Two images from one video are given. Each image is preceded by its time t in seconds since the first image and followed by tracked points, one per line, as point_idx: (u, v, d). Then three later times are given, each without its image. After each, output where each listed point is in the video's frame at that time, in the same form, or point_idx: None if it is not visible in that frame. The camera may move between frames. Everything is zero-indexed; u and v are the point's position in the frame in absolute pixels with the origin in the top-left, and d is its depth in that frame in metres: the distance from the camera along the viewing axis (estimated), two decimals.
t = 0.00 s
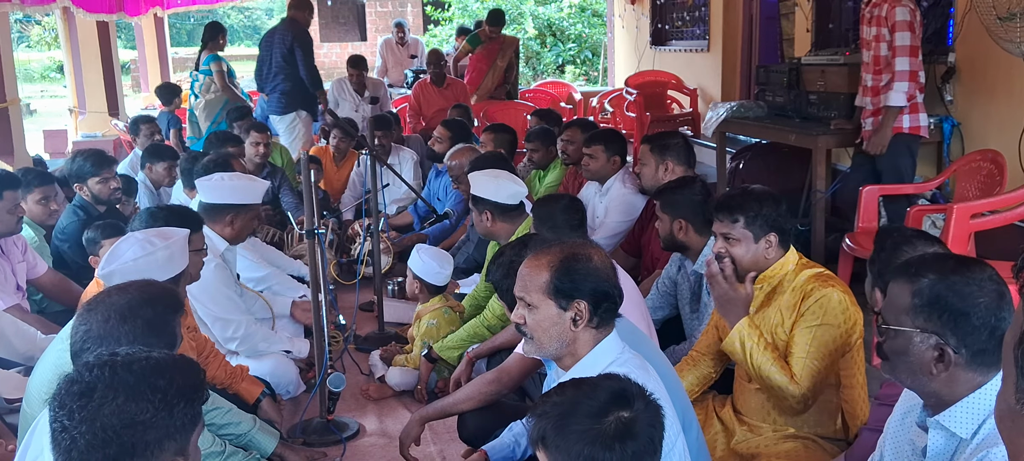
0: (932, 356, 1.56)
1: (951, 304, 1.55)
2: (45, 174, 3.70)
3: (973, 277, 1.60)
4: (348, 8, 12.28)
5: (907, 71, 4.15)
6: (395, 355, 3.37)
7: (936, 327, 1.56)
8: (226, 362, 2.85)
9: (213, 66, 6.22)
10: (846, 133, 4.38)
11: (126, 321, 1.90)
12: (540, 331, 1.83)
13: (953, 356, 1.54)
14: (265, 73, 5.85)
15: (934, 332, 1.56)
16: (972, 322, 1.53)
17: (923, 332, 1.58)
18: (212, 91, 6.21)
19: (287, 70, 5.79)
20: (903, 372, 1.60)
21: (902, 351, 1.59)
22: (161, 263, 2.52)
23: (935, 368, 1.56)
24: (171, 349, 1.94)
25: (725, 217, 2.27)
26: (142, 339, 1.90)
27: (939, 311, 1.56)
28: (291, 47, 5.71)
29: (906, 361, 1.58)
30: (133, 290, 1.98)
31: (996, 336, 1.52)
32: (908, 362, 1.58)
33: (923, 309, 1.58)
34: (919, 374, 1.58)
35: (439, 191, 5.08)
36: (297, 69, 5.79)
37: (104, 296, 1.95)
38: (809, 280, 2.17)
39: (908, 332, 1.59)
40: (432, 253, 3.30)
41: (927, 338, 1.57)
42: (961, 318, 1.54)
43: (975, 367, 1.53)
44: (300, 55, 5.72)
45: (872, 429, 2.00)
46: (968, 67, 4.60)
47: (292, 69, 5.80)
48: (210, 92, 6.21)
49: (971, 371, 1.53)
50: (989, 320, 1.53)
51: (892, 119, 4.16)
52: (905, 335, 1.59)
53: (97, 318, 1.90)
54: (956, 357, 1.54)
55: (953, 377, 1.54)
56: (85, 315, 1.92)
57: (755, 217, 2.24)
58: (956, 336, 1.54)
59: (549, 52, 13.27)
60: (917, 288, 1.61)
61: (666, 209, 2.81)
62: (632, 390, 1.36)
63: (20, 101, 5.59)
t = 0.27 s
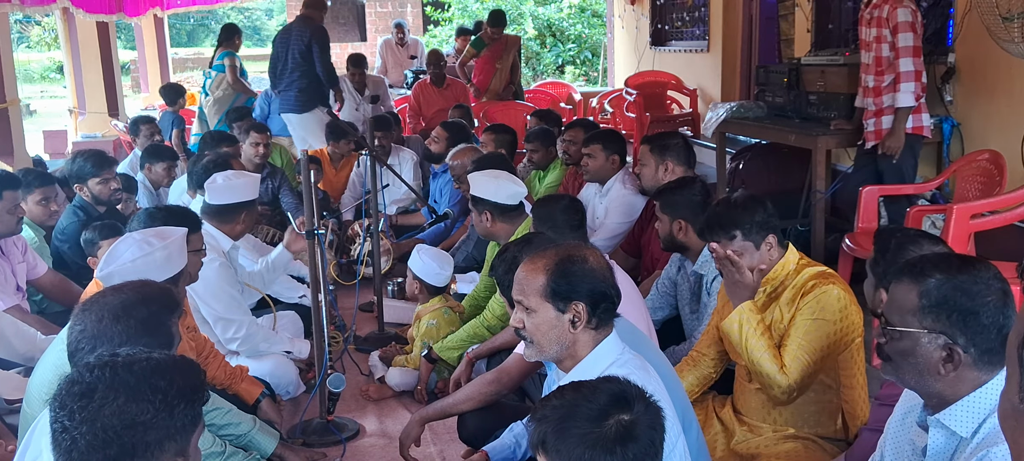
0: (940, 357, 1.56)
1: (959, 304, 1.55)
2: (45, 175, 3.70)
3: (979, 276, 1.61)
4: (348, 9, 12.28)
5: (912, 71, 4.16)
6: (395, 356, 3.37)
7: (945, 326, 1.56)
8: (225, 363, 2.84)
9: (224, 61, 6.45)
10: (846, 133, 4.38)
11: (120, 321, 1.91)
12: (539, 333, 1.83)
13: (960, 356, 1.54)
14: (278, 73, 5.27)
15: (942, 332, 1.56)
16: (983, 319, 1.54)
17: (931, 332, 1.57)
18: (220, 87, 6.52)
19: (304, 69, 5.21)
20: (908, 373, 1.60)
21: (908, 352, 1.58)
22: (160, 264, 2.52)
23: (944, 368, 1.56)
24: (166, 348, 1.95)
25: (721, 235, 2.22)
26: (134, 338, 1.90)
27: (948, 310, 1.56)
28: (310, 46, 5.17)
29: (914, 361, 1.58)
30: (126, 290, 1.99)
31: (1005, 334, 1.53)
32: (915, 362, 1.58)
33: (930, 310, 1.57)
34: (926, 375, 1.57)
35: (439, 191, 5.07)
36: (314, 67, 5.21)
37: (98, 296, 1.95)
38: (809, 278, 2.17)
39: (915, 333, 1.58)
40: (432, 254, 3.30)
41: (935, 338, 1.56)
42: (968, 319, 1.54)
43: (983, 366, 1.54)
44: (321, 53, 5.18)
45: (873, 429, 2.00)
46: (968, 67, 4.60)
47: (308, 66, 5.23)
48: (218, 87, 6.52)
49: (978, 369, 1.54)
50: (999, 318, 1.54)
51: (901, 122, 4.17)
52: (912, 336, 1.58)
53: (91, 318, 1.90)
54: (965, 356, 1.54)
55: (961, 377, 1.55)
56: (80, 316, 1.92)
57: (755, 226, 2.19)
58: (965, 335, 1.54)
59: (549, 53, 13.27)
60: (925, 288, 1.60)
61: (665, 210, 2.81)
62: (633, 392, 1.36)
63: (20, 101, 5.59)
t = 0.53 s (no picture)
0: (960, 354, 1.55)
1: (983, 297, 1.56)
2: (46, 175, 3.70)
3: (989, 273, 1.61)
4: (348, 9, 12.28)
5: (911, 71, 4.16)
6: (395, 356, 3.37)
7: (967, 322, 1.55)
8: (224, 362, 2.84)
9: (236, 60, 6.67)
10: (846, 134, 4.38)
11: (121, 322, 1.91)
12: (540, 330, 1.83)
13: (980, 354, 1.55)
14: (296, 70, 5.80)
15: (964, 328, 1.55)
16: (1003, 315, 1.55)
17: (952, 328, 1.56)
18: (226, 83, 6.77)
19: (321, 67, 5.76)
20: (923, 374, 1.58)
21: (928, 351, 1.57)
22: (159, 263, 2.52)
23: (963, 366, 1.55)
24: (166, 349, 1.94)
25: (722, 246, 2.18)
26: (135, 339, 1.90)
27: (970, 306, 1.55)
28: (328, 47, 5.72)
29: (933, 360, 1.56)
30: (127, 291, 1.98)
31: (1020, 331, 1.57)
32: (935, 360, 1.56)
33: (953, 306, 1.56)
34: (943, 373, 1.56)
35: (438, 191, 5.05)
36: (330, 68, 5.78)
37: (98, 297, 1.95)
38: (808, 276, 2.17)
39: (937, 330, 1.56)
40: (432, 254, 3.30)
41: (955, 335, 1.55)
42: (989, 314, 1.55)
43: (998, 363, 1.55)
44: (336, 55, 5.74)
45: (873, 430, 2.02)
46: (968, 68, 4.60)
47: (326, 67, 5.78)
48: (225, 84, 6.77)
49: (992, 367, 1.55)
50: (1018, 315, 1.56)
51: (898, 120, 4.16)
52: (933, 334, 1.56)
53: (92, 320, 1.90)
54: (983, 351, 1.54)
55: (978, 375, 1.55)
56: (80, 318, 1.92)
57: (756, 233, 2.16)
58: (986, 331, 1.55)
59: (549, 53, 13.27)
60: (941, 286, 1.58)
61: (665, 210, 2.81)
62: (633, 402, 1.36)
63: (19, 101, 5.59)
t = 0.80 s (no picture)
0: (973, 358, 1.55)
1: (998, 300, 1.57)
2: (46, 175, 3.70)
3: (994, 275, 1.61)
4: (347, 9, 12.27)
5: (910, 71, 4.16)
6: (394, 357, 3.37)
7: (981, 326, 1.55)
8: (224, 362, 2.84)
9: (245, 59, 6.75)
10: (846, 134, 4.39)
11: (126, 325, 1.90)
12: (541, 330, 1.83)
13: (993, 357, 1.55)
14: (308, 67, 5.78)
15: (978, 332, 1.55)
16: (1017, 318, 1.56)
17: (967, 332, 1.55)
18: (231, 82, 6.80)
19: (334, 68, 5.76)
20: (934, 378, 1.57)
21: (942, 356, 1.56)
22: (159, 264, 2.52)
23: (976, 369, 1.55)
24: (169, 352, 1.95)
25: (720, 250, 2.17)
26: (139, 341, 1.91)
27: (982, 311, 1.56)
28: (344, 49, 5.74)
29: (947, 363, 1.56)
30: (132, 293, 1.98)
31: None
32: (949, 364, 1.56)
33: (969, 310, 1.56)
34: (955, 376, 1.56)
35: (439, 192, 5.06)
36: (343, 70, 5.80)
37: (103, 300, 1.95)
38: (808, 280, 2.16)
39: (952, 334, 1.55)
40: (430, 255, 3.30)
41: (970, 338, 1.55)
42: (1002, 318, 1.57)
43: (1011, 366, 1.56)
44: (352, 58, 5.77)
45: (872, 431, 2.03)
46: (967, 69, 4.60)
47: (340, 68, 5.80)
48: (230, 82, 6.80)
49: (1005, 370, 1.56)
50: None
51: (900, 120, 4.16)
52: (948, 337, 1.55)
53: (96, 322, 1.90)
54: (997, 355, 1.54)
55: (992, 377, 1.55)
56: (82, 319, 1.92)
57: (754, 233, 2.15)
58: (1000, 335, 1.55)
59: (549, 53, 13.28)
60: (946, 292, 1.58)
61: (664, 210, 2.81)
62: (620, 413, 1.36)
63: (19, 101, 5.59)
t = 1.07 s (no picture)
0: (980, 359, 1.55)
1: (1006, 302, 1.57)
2: (45, 176, 3.70)
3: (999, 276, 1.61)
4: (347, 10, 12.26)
5: (913, 72, 4.16)
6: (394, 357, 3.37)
7: (989, 328, 1.55)
8: (224, 362, 2.84)
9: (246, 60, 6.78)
10: (846, 135, 4.38)
11: (120, 324, 1.90)
12: (543, 330, 1.82)
13: (1000, 358, 1.54)
14: (315, 71, 5.80)
15: (986, 334, 1.55)
16: None
17: (975, 334, 1.56)
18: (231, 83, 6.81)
19: (342, 69, 5.78)
20: (940, 379, 1.58)
21: (949, 357, 1.56)
22: (158, 263, 2.52)
23: (982, 370, 1.55)
24: (165, 350, 1.95)
25: (716, 237, 2.18)
26: (135, 341, 1.91)
27: (990, 314, 1.56)
28: (351, 49, 5.77)
29: (955, 365, 1.56)
30: (125, 291, 1.98)
31: None
32: (956, 366, 1.56)
33: (977, 312, 1.57)
34: (961, 377, 1.56)
35: (438, 192, 5.06)
36: (350, 70, 5.82)
37: (96, 299, 1.95)
38: (808, 284, 2.14)
39: (961, 336, 1.56)
40: (429, 255, 3.30)
41: (978, 340, 1.55)
42: (1010, 320, 1.56)
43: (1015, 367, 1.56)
44: (358, 56, 5.79)
45: (871, 432, 2.02)
46: (966, 69, 4.61)
47: (349, 69, 5.82)
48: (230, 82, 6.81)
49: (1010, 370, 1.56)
50: None
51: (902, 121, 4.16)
52: (956, 339, 1.56)
53: (90, 321, 1.90)
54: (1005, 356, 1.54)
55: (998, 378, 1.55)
56: (78, 319, 1.92)
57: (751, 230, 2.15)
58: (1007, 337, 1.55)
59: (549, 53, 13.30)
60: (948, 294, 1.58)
61: (664, 211, 2.82)
62: (612, 417, 1.35)
63: (19, 102, 5.60)
